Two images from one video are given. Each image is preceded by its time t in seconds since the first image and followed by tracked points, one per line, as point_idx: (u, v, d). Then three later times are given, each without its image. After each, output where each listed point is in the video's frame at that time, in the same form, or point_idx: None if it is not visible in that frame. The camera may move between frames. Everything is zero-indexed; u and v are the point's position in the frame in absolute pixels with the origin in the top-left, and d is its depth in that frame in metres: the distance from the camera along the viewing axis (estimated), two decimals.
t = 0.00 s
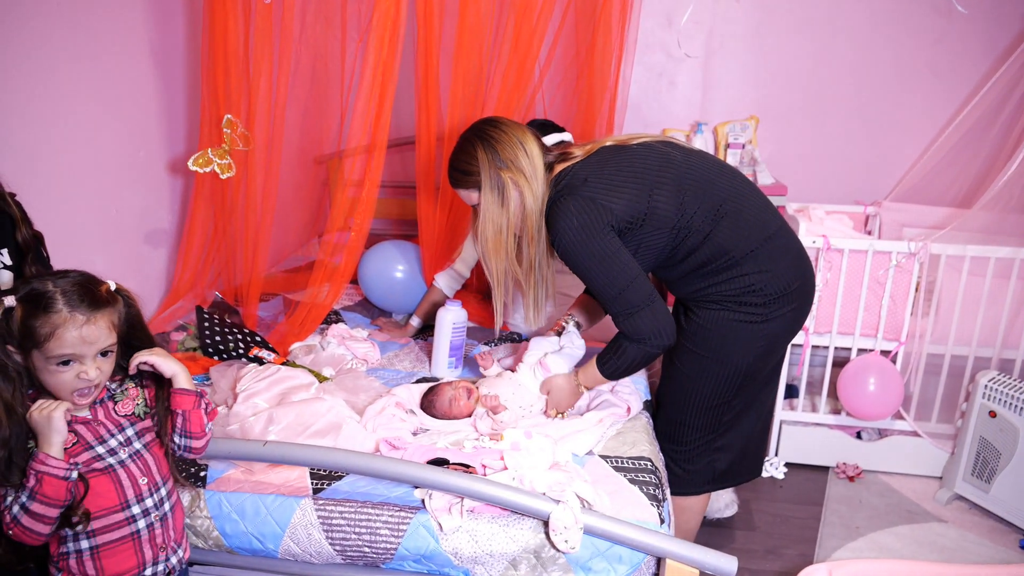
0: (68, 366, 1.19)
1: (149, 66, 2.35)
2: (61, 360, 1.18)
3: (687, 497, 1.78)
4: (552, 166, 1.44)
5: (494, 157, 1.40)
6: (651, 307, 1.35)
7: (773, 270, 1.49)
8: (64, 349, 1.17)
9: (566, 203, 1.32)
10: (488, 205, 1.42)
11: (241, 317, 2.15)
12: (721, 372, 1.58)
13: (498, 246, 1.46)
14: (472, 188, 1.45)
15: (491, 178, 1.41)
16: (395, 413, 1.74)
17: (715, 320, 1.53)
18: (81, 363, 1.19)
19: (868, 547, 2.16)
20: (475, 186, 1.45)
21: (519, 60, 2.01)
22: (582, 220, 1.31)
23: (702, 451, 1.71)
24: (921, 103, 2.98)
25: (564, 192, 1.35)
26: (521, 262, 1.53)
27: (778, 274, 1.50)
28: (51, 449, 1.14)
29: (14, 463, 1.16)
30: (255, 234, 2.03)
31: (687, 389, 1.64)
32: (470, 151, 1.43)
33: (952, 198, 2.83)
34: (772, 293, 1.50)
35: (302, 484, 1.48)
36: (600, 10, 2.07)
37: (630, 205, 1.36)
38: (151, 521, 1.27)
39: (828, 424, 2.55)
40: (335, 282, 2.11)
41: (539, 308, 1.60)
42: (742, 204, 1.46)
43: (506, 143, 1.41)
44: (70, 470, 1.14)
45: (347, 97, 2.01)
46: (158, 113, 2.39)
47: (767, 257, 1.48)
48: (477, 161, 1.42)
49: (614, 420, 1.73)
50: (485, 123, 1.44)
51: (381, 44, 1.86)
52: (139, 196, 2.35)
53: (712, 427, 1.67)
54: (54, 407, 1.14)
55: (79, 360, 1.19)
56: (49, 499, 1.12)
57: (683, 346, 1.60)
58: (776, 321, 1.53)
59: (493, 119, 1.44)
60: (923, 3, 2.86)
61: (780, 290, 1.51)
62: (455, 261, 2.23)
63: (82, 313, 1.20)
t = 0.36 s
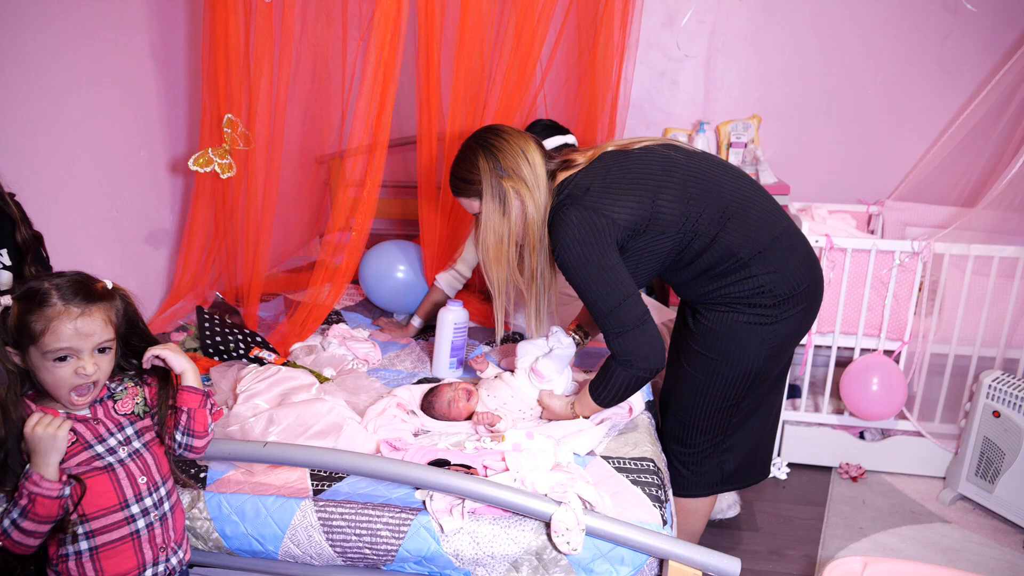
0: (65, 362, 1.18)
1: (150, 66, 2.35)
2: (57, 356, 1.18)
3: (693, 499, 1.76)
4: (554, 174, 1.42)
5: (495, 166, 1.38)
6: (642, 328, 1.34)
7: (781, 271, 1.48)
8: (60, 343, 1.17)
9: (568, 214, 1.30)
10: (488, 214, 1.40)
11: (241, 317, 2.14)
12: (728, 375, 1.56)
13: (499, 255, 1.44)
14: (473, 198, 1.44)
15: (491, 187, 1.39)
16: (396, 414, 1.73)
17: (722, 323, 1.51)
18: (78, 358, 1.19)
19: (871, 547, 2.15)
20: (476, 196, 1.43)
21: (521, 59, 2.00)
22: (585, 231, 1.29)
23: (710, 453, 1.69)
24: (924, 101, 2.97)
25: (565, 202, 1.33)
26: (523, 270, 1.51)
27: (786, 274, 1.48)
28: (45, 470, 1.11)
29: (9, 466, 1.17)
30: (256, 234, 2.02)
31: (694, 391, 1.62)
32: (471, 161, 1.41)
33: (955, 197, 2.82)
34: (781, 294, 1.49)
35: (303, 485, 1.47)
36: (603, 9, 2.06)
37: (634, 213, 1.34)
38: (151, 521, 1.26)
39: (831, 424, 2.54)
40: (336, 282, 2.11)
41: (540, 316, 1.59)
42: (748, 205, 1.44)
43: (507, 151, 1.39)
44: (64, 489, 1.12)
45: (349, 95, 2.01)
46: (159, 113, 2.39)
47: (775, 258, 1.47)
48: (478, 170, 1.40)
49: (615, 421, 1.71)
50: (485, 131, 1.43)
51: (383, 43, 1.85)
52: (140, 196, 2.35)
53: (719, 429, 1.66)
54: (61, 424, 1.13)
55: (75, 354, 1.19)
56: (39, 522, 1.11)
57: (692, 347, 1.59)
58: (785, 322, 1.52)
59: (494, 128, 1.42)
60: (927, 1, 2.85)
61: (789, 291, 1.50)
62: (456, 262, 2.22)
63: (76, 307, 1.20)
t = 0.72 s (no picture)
0: (57, 352, 1.17)
1: (150, 65, 2.33)
2: (48, 347, 1.17)
3: (699, 502, 1.75)
4: (558, 186, 1.40)
5: (498, 179, 1.37)
6: (647, 344, 1.33)
7: (789, 274, 1.47)
8: (50, 332, 1.17)
9: (571, 229, 1.29)
10: (491, 227, 1.39)
11: (242, 318, 2.13)
12: (736, 379, 1.56)
13: (502, 269, 1.43)
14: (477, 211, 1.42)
15: (494, 200, 1.37)
16: (397, 415, 1.72)
17: (731, 327, 1.50)
18: (69, 346, 1.18)
19: (874, 550, 2.14)
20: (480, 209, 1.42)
21: (523, 59, 1.99)
22: (589, 246, 1.27)
23: (717, 456, 1.68)
24: (926, 101, 2.96)
25: (567, 217, 1.31)
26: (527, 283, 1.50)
27: (795, 278, 1.47)
28: (25, 503, 1.10)
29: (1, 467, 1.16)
30: (256, 234, 2.01)
31: (702, 395, 1.61)
32: (474, 174, 1.40)
33: (958, 197, 2.81)
34: (790, 297, 1.48)
35: (303, 487, 1.47)
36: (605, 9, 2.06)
37: (639, 224, 1.32)
38: (145, 521, 1.25)
39: (833, 426, 2.53)
40: (337, 282, 2.09)
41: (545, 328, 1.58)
42: (754, 210, 1.43)
43: (509, 164, 1.37)
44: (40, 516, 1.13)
45: (349, 96, 2.00)
46: (159, 112, 2.38)
47: (784, 261, 1.46)
48: (481, 183, 1.39)
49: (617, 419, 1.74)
50: (489, 144, 1.42)
51: (384, 42, 1.84)
52: (140, 195, 2.34)
53: (727, 431, 1.65)
54: (43, 462, 1.10)
55: (66, 343, 1.18)
56: (17, 537, 1.13)
57: (700, 351, 1.58)
58: (794, 326, 1.51)
59: (498, 141, 1.41)
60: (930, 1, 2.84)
61: (798, 294, 1.49)
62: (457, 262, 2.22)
63: (61, 295, 1.19)
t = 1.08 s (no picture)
0: (57, 349, 1.17)
1: (154, 64, 2.33)
2: (49, 345, 1.16)
3: (706, 504, 1.74)
4: (564, 190, 1.40)
5: (504, 182, 1.36)
6: (658, 350, 1.34)
7: (800, 275, 1.46)
8: (50, 330, 1.16)
9: (580, 233, 1.28)
10: (499, 231, 1.38)
11: (246, 318, 2.12)
12: (745, 381, 1.55)
13: (510, 273, 1.42)
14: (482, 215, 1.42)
15: (501, 204, 1.37)
16: (401, 416, 1.72)
17: (741, 329, 1.49)
18: (69, 344, 1.17)
19: (879, 551, 2.13)
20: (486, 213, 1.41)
21: (527, 58, 1.98)
22: (598, 250, 1.27)
23: (725, 458, 1.68)
24: (933, 101, 2.94)
25: (577, 221, 1.30)
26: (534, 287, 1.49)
27: (805, 279, 1.47)
28: (31, 511, 1.10)
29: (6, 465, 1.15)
30: (261, 234, 2.01)
31: (710, 397, 1.60)
32: (479, 177, 1.40)
33: (964, 198, 2.80)
34: (801, 298, 1.47)
35: (308, 488, 1.46)
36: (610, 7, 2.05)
37: (649, 227, 1.32)
38: (144, 526, 1.25)
39: (839, 427, 2.52)
40: (342, 282, 2.10)
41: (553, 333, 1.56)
42: (764, 211, 1.42)
43: (516, 167, 1.37)
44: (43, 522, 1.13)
45: (354, 95, 1.99)
46: (164, 112, 2.39)
47: (794, 262, 1.45)
48: (487, 187, 1.39)
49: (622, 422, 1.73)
50: (495, 148, 1.41)
51: (388, 41, 1.84)
52: (145, 195, 2.34)
53: (735, 433, 1.65)
54: (55, 473, 1.09)
55: (67, 340, 1.17)
56: (20, 542, 1.14)
57: (709, 352, 1.57)
58: (805, 327, 1.51)
59: (504, 145, 1.41)
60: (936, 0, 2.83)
61: (809, 296, 1.48)
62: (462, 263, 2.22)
63: (59, 293, 1.20)
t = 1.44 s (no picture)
0: (68, 348, 1.18)
1: (164, 65, 2.35)
2: (59, 344, 1.17)
3: (714, 504, 1.74)
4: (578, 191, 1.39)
5: (517, 182, 1.37)
6: (669, 353, 1.33)
7: (812, 276, 1.46)
8: (60, 329, 1.17)
9: (595, 234, 1.28)
10: (510, 232, 1.38)
11: (255, 317, 2.13)
12: (756, 382, 1.55)
13: (521, 275, 1.41)
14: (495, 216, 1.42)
15: (513, 205, 1.37)
16: (410, 416, 1.72)
17: (752, 329, 1.49)
18: (79, 343, 1.18)
19: (887, 553, 2.13)
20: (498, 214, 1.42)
21: (535, 59, 1.99)
22: (614, 251, 1.26)
23: (732, 457, 1.68)
24: (943, 101, 2.93)
25: (593, 221, 1.30)
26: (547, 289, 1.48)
27: (817, 279, 1.47)
28: (46, 519, 1.10)
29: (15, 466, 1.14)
30: (270, 234, 2.02)
31: (720, 397, 1.60)
32: (492, 178, 1.40)
33: (974, 198, 2.79)
34: (812, 298, 1.47)
35: (317, 487, 1.47)
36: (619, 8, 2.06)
37: (665, 227, 1.31)
38: (152, 528, 1.25)
39: (847, 428, 2.51)
40: (350, 282, 2.11)
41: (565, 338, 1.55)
42: (777, 211, 1.42)
43: (528, 168, 1.38)
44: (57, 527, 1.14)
45: (362, 97, 1.99)
46: (174, 113, 2.40)
47: (805, 263, 1.45)
48: (499, 188, 1.39)
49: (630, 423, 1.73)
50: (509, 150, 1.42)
51: (397, 43, 1.84)
52: (155, 195, 2.36)
53: (742, 432, 1.65)
54: (69, 486, 1.09)
55: (77, 339, 1.18)
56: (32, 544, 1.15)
57: (719, 352, 1.57)
58: (816, 327, 1.51)
59: (518, 146, 1.41)
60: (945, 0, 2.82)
61: (820, 296, 1.48)
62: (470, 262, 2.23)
63: (69, 291, 1.21)
